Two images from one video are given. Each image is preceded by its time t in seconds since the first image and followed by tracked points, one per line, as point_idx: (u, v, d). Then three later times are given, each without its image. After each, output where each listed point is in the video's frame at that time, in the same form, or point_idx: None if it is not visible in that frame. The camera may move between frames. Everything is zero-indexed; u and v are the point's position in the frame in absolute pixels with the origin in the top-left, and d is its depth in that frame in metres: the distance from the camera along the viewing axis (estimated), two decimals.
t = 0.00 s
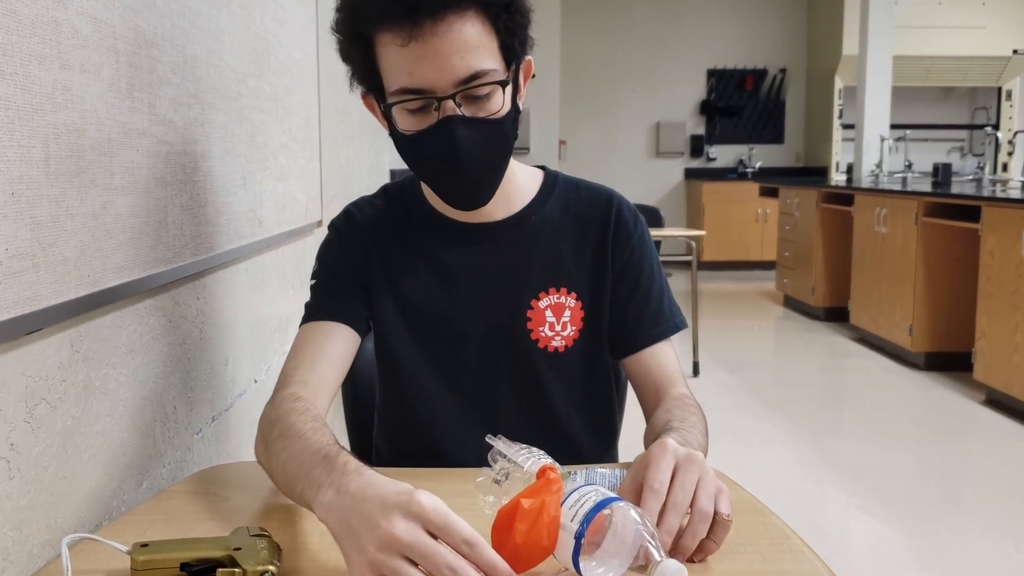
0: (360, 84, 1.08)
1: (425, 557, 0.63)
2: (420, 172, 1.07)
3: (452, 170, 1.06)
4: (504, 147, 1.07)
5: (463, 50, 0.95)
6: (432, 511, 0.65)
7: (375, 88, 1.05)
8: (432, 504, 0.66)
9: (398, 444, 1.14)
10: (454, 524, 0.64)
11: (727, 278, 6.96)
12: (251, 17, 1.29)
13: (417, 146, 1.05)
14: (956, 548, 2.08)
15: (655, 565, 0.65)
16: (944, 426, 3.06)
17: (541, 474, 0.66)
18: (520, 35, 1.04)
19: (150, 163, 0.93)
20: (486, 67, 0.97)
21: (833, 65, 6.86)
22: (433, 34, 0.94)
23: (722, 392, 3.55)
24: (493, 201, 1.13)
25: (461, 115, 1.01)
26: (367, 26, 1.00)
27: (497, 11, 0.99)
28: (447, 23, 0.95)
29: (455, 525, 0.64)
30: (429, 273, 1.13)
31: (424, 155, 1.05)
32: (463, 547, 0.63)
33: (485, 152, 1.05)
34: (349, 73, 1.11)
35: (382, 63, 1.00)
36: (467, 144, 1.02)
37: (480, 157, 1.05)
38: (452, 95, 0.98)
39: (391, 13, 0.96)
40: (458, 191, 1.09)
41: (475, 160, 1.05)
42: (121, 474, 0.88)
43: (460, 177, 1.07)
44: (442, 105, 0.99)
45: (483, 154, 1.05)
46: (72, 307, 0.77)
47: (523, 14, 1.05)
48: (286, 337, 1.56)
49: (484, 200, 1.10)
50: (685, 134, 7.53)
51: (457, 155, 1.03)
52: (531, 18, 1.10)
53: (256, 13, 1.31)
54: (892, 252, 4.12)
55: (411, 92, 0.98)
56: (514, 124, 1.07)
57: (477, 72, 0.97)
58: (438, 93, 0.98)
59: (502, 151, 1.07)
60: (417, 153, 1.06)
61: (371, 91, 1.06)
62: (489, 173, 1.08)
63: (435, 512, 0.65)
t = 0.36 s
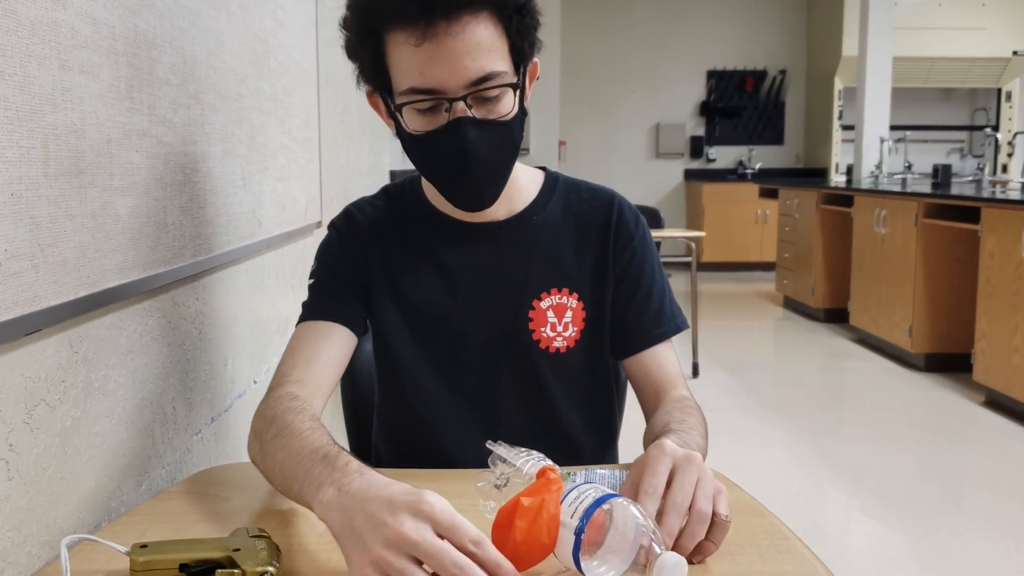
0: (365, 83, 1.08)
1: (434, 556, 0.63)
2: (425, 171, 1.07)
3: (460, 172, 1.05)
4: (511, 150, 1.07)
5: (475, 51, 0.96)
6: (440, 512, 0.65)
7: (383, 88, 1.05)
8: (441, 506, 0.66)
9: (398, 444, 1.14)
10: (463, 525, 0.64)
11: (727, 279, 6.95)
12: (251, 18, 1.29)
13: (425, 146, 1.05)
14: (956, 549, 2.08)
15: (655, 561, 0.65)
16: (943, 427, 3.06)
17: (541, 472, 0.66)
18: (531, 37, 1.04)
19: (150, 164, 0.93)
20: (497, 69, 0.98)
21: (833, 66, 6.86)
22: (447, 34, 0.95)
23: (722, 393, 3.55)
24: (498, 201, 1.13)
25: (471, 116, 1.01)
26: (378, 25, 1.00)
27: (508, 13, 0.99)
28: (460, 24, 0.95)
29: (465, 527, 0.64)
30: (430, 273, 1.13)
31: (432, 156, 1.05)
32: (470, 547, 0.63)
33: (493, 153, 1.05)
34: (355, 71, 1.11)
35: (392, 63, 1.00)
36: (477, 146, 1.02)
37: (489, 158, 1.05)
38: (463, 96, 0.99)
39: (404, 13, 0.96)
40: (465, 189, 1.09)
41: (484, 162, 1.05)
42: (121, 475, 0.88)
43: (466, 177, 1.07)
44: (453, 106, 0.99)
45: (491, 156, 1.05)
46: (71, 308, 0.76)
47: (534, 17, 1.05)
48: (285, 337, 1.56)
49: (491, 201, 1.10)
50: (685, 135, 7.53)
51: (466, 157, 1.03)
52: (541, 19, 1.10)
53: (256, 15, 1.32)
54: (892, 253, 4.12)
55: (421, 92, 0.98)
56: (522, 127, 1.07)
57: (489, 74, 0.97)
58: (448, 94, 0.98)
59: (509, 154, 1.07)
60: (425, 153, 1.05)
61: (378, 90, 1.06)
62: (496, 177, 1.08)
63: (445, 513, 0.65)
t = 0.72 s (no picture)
0: (374, 74, 1.08)
1: (397, 527, 0.66)
2: (435, 163, 1.08)
3: (465, 162, 1.06)
4: (516, 142, 1.07)
5: (483, 41, 0.96)
6: (401, 483, 0.68)
7: (390, 78, 1.05)
8: (401, 477, 0.68)
9: (398, 441, 1.14)
10: (422, 494, 0.67)
11: (726, 280, 6.95)
12: (250, 19, 1.29)
13: (431, 136, 1.05)
14: (956, 550, 2.08)
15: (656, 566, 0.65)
16: (943, 428, 3.06)
17: (539, 477, 0.66)
18: (537, 32, 1.04)
19: (149, 164, 0.93)
20: (504, 60, 0.98)
21: (833, 67, 6.87)
22: (455, 23, 0.95)
23: (722, 394, 3.54)
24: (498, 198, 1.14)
25: (478, 105, 1.01)
26: (388, 15, 1.00)
27: (517, 6, 1.00)
28: (469, 14, 0.95)
29: (422, 496, 0.67)
30: (433, 269, 1.13)
31: (437, 145, 1.06)
32: (427, 515, 0.66)
33: (498, 144, 1.05)
34: (364, 62, 1.11)
35: (400, 52, 1.00)
36: (483, 136, 1.03)
37: (494, 149, 1.05)
38: (470, 85, 0.99)
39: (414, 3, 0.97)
40: (470, 181, 1.09)
41: (488, 153, 1.05)
42: (120, 475, 0.88)
43: (471, 169, 1.07)
44: (460, 94, 1.00)
45: (496, 147, 1.06)
46: (71, 308, 0.76)
47: (541, 14, 1.06)
48: (284, 338, 1.56)
49: (495, 192, 1.10)
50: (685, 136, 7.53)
51: (472, 146, 1.04)
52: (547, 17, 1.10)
53: (255, 15, 1.32)
54: (891, 254, 4.12)
55: (428, 80, 0.98)
56: (526, 118, 1.07)
57: (496, 64, 0.98)
58: (455, 83, 0.99)
59: (514, 146, 1.07)
60: (431, 143, 1.06)
61: (386, 81, 1.06)
62: (501, 171, 1.09)
63: (405, 482, 0.68)
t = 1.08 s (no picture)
0: (384, 66, 1.09)
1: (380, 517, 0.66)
2: (440, 156, 1.08)
3: (472, 154, 1.06)
4: (523, 137, 1.07)
5: (494, 34, 0.96)
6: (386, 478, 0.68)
7: (400, 69, 1.05)
8: (388, 471, 0.69)
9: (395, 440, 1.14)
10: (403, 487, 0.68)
11: (725, 280, 6.95)
12: (249, 18, 1.29)
13: (437, 127, 1.05)
14: (954, 550, 2.08)
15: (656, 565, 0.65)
16: (942, 428, 3.06)
17: (540, 476, 0.67)
18: (548, 30, 1.05)
19: (149, 164, 0.93)
20: (515, 55, 0.98)
21: (832, 67, 6.87)
22: (469, 15, 0.95)
23: (722, 395, 3.54)
24: (502, 193, 1.14)
25: (487, 98, 1.01)
26: (401, 6, 1.01)
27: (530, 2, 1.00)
28: (482, 7, 0.96)
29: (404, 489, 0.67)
30: (433, 269, 1.13)
31: (445, 137, 1.06)
32: (411, 508, 0.66)
33: (505, 139, 1.05)
34: (376, 56, 1.12)
35: (412, 43, 1.01)
36: (492, 128, 1.03)
37: (502, 142, 1.05)
38: (480, 77, 0.99)
39: None
40: (476, 178, 1.10)
41: (497, 146, 1.05)
42: (119, 476, 0.88)
43: (477, 162, 1.08)
44: (469, 86, 1.00)
45: (502, 142, 1.05)
46: (71, 309, 0.77)
47: (554, 12, 1.06)
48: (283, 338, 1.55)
49: (500, 186, 1.10)
50: (684, 136, 7.54)
51: (480, 138, 1.04)
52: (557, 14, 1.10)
53: (254, 16, 1.31)
54: (890, 254, 4.13)
55: (439, 71, 0.98)
56: (535, 115, 1.07)
57: (506, 58, 0.98)
58: (465, 75, 0.99)
59: (521, 141, 1.07)
60: (438, 135, 1.06)
61: (396, 73, 1.07)
62: (505, 167, 1.09)
63: (388, 477, 0.68)
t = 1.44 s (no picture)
0: (399, 56, 1.12)
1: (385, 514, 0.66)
2: (450, 147, 1.10)
3: (482, 144, 1.08)
4: (534, 132, 1.10)
5: (513, 21, 1.00)
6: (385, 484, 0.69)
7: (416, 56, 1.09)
8: (389, 481, 0.69)
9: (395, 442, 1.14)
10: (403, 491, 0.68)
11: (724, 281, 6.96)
12: (249, 19, 1.29)
13: (450, 112, 1.08)
14: (953, 551, 2.09)
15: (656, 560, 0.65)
16: (940, 429, 3.06)
17: (540, 475, 0.67)
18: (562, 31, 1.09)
19: (148, 165, 0.93)
20: (532, 44, 1.02)
21: (831, 68, 6.89)
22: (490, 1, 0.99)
23: (720, 395, 3.54)
24: (505, 189, 1.13)
25: (502, 84, 1.04)
26: None
27: None
28: None
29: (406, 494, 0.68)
30: (432, 271, 1.13)
31: (457, 123, 1.08)
32: (414, 515, 0.66)
33: (516, 129, 1.07)
34: (391, 47, 1.16)
35: (430, 28, 1.04)
36: (505, 114, 1.05)
37: (514, 132, 1.07)
38: (497, 63, 1.02)
39: None
40: (480, 169, 1.10)
41: (508, 137, 1.07)
42: (118, 477, 0.88)
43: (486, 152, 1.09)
44: (486, 71, 1.03)
45: (513, 132, 1.07)
46: (70, 309, 0.77)
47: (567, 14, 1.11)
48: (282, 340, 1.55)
49: (504, 180, 1.11)
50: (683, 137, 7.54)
51: (492, 124, 1.06)
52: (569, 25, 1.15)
53: (254, 17, 1.31)
54: (889, 255, 4.13)
55: (458, 54, 1.02)
56: (545, 113, 1.10)
57: (523, 46, 1.01)
58: (482, 59, 1.02)
59: (532, 136, 1.10)
60: (450, 121, 1.08)
61: (411, 61, 1.10)
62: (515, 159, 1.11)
63: (390, 487, 0.69)
